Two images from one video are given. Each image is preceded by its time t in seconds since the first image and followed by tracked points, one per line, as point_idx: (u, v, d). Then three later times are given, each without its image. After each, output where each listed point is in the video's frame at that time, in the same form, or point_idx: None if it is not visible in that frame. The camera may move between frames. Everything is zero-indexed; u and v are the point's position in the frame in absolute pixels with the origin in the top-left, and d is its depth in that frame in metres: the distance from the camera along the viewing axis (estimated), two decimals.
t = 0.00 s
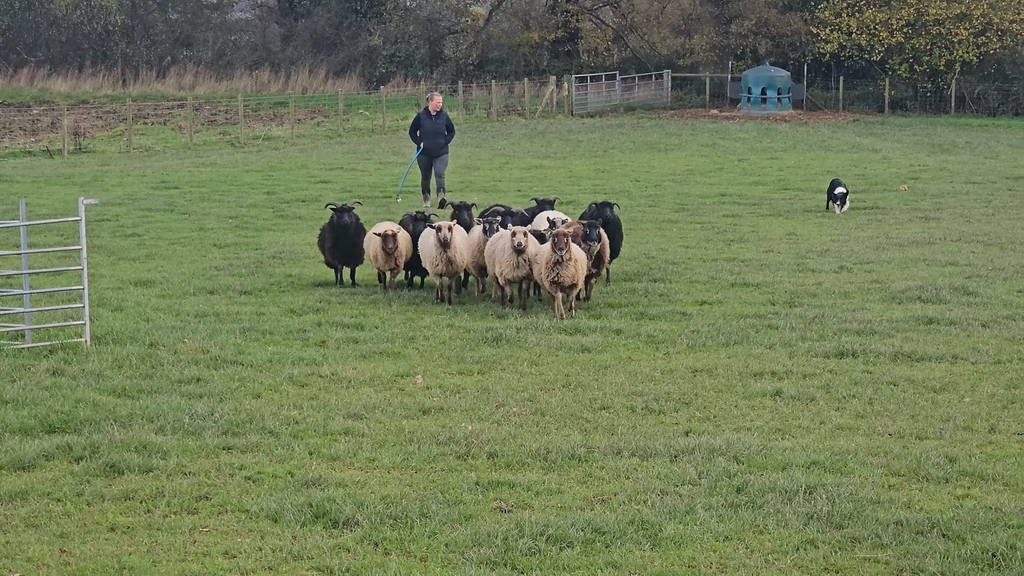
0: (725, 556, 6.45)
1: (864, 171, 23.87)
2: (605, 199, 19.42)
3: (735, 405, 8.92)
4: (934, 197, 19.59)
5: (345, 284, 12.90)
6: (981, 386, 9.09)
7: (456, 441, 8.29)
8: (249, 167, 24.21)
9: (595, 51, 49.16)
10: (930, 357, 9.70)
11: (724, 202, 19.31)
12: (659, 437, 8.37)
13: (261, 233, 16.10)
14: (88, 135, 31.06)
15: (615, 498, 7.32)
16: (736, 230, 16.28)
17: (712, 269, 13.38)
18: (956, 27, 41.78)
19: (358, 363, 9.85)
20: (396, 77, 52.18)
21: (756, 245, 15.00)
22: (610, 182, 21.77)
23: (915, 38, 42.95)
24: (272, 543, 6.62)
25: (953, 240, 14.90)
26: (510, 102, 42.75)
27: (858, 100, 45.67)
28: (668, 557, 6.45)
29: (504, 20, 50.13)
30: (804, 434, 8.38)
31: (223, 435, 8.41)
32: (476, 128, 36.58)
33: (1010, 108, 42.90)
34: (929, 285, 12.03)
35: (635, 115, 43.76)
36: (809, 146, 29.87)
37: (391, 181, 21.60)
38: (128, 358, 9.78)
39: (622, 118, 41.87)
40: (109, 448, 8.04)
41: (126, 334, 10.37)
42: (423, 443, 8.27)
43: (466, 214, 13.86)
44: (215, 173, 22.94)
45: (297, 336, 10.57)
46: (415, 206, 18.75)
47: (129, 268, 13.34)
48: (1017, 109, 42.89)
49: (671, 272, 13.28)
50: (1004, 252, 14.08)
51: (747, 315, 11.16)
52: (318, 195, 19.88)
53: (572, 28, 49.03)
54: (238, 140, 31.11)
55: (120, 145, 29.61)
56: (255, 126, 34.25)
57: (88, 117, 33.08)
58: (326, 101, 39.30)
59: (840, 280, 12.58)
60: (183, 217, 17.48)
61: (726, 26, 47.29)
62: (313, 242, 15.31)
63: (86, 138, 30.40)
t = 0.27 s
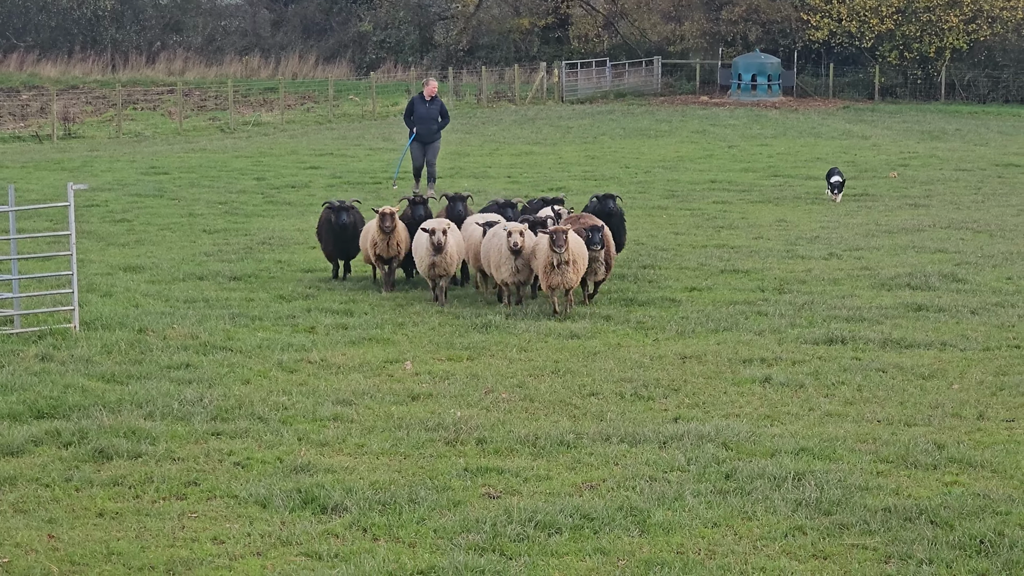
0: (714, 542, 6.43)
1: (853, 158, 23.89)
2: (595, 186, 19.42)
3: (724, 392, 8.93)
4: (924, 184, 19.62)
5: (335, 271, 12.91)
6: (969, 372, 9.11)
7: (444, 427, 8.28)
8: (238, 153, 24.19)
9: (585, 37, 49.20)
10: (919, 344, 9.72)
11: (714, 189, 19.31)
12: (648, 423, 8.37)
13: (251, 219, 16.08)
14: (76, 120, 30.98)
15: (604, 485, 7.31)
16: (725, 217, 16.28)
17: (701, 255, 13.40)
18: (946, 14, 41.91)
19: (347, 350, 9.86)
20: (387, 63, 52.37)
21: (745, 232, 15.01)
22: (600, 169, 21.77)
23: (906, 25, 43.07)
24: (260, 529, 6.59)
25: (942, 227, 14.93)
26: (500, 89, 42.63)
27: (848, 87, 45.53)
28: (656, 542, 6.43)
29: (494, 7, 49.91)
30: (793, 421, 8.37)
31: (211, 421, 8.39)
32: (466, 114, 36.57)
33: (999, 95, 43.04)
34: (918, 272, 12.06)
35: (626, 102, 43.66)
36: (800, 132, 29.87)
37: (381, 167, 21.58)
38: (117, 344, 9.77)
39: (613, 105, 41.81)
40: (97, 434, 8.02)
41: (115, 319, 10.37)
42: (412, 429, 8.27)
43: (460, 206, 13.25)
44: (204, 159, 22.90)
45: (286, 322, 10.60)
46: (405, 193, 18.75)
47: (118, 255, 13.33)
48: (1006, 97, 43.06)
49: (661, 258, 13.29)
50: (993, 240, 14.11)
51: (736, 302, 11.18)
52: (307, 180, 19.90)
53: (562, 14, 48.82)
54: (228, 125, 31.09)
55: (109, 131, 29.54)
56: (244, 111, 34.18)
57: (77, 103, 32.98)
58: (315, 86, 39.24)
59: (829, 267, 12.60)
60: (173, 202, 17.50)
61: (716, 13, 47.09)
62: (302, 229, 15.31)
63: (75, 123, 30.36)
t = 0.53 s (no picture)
0: (702, 533, 6.43)
1: (843, 150, 23.93)
2: (584, 177, 19.44)
3: (712, 383, 8.93)
4: (912, 176, 19.67)
5: (324, 262, 12.91)
6: (957, 364, 9.12)
7: (432, 417, 8.29)
8: (228, 143, 24.20)
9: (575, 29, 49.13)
10: (907, 336, 9.74)
11: (703, 180, 19.33)
12: (636, 413, 8.37)
13: (240, 210, 16.09)
14: (65, 111, 30.95)
15: (592, 476, 7.30)
16: (714, 208, 16.30)
17: (690, 247, 13.43)
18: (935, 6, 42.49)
19: (336, 341, 9.87)
20: (377, 53, 52.89)
21: (734, 223, 15.03)
22: (589, 160, 21.78)
23: (896, 17, 43.51)
24: (248, 520, 6.58)
25: (930, 219, 14.97)
26: (490, 80, 42.58)
27: (838, 79, 45.03)
28: (644, 533, 6.43)
29: None
30: (781, 412, 8.37)
31: (200, 412, 8.38)
32: (455, 105, 36.58)
33: (990, 87, 42.37)
34: (906, 264, 12.09)
35: (616, 93, 43.63)
36: (790, 124, 29.90)
37: (370, 159, 21.59)
38: (105, 335, 9.77)
39: (603, 96, 41.81)
40: (85, 424, 8.00)
41: (104, 310, 10.37)
42: (400, 419, 8.27)
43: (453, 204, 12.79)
44: (193, 150, 22.89)
45: (275, 313, 10.61)
46: (395, 184, 18.76)
47: (107, 245, 13.33)
48: (996, 88, 42.32)
49: (650, 250, 13.32)
50: (982, 231, 14.15)
51: (725, 294, 11.21)
52: (297, 171, 19.93)
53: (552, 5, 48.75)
54: (217, 116, 31.08)
55: (98, 121, 29.51)
56: (233, 102, 34.16)
57: (66, 93, 32.94)
58: (304, 76, 39.24)
59: (818, 258, 12.62)
60: (161, 193, 17.50)
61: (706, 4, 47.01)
62: (291, 220, 15.32)
63: (64, 114, 30.33)
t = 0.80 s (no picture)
0: (691, 529, 6.42)
1: (833, 146, 23.95)
2: (573, 174, 19.45)
3: (701, 379, 8.93)
4: (902, 172, 19.70)
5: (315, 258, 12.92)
6: (946, 360, 9.13)
7: (421, 412, 8.28)
8: (217, 139, 24.20)
9: (565, 25, 48.52)
10: (896, 332, 9.75)
11: (693, 177, 19.34)
12: (625, 409, 8.37)
13: (229, 206, 16.09)
14: (55, 106, 30.93)
15: (581, 471, 7.28)
16: (703, 204, 16.30)
17: (680, 244, 13.44)
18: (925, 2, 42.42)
19: (325, 338, 9.87)
20: (366, 49, 52.82)
21: (723, 220, 15.04)
22: (579, 157, 21.80)
23: (885, 13, 43.40)
24: (237, 515, 6.57)
25: (919, 215, 14.99)
26: (479, 76, 42.54)
27: (827, 76, 45.16)
28: (633, 529, 6.42)
29: None
30: (770, 408, 8.36)
31: (189, 407, 8.37)
32: (446, 101, 36.58)
33: (978, 84, 42.54)
34: (896, 260, 12.11)
35: (605, 89, 43.60)
36: (780, 121, 29.92)
37: (360, 155, 21.60)
38: (94, 330, 9.76)
39: (593, 92, 41.80)
40: (74, 420, 7.99)
41: (93, 306, 10.37)
42: (389, 415, 8.27)
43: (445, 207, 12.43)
44: (183, 146, 22.89)
45: (264, 309, 10.61)
46: (385, 181, 18.78)
47: (96, 241, 13.33)
48: (985, 86, 42.51)
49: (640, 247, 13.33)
50: (970, 228, 14.17)
51: (714, 290, 11.22)
52: (286, 167, 19.94)
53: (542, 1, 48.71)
54: (206, 112, 31.06)
55: (88, 117, 29.49)
56: (222, 98, 34.15)
57: (55, 89, 32.90)
58: (293, 72, 39.22)
59: (807, 255, 12.64)
60: (150, 189, 17.51)
61: None
62: (281, 216, 15.32)
63: (53, 109, 30.31)
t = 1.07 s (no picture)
0: (679, 529, 6.41)
1: (822, 145, 23.98)
2: (562, 173, 19.46)
3: (690, 379, 8.94)
4: (891, 172, 19.73)
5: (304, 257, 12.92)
6: (934, 360, 9.14)
7: (410, 412, 8.28)
8: (207, 138, 24.19)
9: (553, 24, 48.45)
10: (885, 332, 9.76)
11: (683, 176, 19.35)
12: (613, 408, 8.37)
13: (218, 205, 16.08)
14: (43, 105, 30.89)
15: (570, 471, 7.28)
16: (692, 204, 16.32)
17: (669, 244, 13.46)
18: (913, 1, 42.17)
19: (314, 337, 9.87)
20: (355, 48, 52.73)
21: (712, 220, 15.06)
22: (569, 156, 21.81)
23: (873, 13, 43.30)
24: (226, 515, 6.55)
25: (907, 215, 15.01)
26: (468, 75, 42.52)
27: (816, 75, 45.23)
28: (622, 529, 6.42)
29: None
30: (759, 408, 8.36)
31: (178, 407, 8.36)
32: (435, 100, 36.58)
33: (967, 84, 42.60)
34: (884, 260, 12.13)
35: (594, 88, 43.58)
36: (769, 120, 29.94)
37: (349, 154, 21.60)
38: (83, 330, 9.75)
39: (581, 92, 41.80)
40: (63, 419, 7.98)
41: (81, 305, 10.36)
42: (378, 414, 8.27)
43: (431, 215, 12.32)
44: (172, 145, 22.88)
45: (254, 309, 10.63)
46: (375, 180, 18.79)
47: (85, 240, 13.31)
48: (973, 86, 42.54)
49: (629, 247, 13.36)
50: (958, 228, 14.20)
51: (704, 290, 11.24)
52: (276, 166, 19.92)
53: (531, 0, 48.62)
54: (195, 111, 31.04)
55: (76, 116, 29.46)
56: (211, 97, 34.13)
57: (43, 87, 32.87)
58: (281, 71, 39.20)
59: (796, 254, 12.65)
60: (140, 188, 17.50)
61: None
62: (270, 215, 15.32)
63: (41, 108, 30.27)
